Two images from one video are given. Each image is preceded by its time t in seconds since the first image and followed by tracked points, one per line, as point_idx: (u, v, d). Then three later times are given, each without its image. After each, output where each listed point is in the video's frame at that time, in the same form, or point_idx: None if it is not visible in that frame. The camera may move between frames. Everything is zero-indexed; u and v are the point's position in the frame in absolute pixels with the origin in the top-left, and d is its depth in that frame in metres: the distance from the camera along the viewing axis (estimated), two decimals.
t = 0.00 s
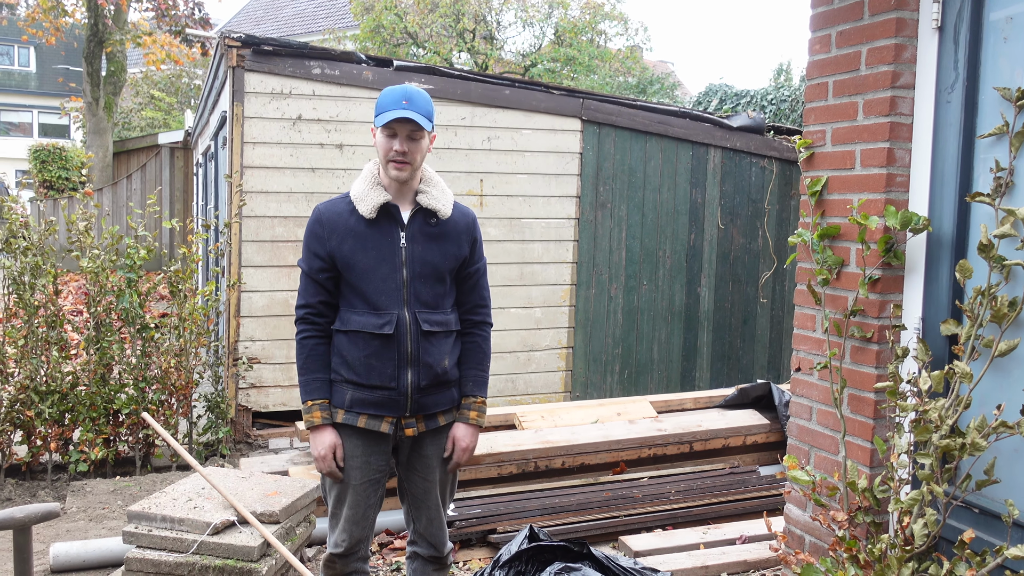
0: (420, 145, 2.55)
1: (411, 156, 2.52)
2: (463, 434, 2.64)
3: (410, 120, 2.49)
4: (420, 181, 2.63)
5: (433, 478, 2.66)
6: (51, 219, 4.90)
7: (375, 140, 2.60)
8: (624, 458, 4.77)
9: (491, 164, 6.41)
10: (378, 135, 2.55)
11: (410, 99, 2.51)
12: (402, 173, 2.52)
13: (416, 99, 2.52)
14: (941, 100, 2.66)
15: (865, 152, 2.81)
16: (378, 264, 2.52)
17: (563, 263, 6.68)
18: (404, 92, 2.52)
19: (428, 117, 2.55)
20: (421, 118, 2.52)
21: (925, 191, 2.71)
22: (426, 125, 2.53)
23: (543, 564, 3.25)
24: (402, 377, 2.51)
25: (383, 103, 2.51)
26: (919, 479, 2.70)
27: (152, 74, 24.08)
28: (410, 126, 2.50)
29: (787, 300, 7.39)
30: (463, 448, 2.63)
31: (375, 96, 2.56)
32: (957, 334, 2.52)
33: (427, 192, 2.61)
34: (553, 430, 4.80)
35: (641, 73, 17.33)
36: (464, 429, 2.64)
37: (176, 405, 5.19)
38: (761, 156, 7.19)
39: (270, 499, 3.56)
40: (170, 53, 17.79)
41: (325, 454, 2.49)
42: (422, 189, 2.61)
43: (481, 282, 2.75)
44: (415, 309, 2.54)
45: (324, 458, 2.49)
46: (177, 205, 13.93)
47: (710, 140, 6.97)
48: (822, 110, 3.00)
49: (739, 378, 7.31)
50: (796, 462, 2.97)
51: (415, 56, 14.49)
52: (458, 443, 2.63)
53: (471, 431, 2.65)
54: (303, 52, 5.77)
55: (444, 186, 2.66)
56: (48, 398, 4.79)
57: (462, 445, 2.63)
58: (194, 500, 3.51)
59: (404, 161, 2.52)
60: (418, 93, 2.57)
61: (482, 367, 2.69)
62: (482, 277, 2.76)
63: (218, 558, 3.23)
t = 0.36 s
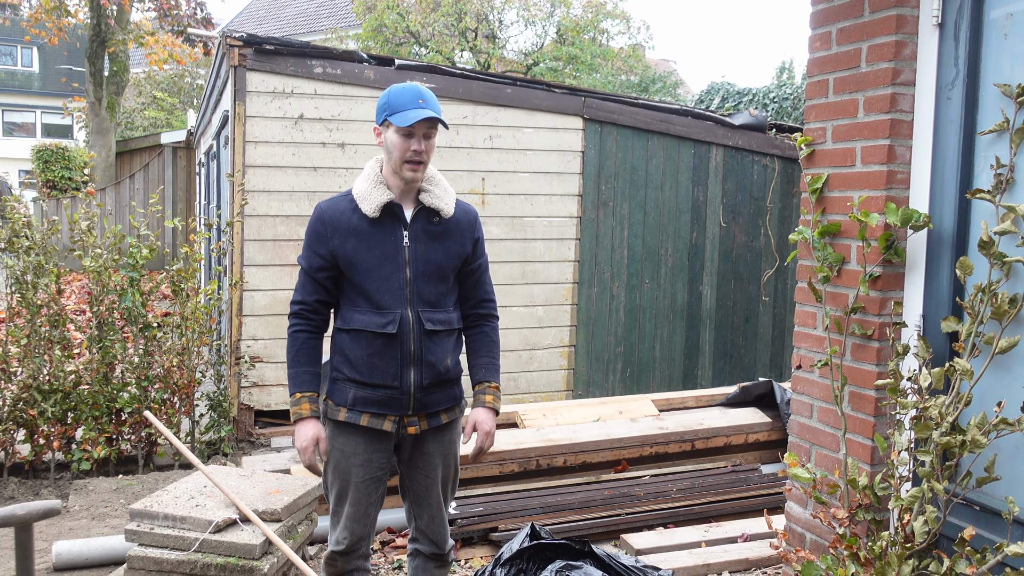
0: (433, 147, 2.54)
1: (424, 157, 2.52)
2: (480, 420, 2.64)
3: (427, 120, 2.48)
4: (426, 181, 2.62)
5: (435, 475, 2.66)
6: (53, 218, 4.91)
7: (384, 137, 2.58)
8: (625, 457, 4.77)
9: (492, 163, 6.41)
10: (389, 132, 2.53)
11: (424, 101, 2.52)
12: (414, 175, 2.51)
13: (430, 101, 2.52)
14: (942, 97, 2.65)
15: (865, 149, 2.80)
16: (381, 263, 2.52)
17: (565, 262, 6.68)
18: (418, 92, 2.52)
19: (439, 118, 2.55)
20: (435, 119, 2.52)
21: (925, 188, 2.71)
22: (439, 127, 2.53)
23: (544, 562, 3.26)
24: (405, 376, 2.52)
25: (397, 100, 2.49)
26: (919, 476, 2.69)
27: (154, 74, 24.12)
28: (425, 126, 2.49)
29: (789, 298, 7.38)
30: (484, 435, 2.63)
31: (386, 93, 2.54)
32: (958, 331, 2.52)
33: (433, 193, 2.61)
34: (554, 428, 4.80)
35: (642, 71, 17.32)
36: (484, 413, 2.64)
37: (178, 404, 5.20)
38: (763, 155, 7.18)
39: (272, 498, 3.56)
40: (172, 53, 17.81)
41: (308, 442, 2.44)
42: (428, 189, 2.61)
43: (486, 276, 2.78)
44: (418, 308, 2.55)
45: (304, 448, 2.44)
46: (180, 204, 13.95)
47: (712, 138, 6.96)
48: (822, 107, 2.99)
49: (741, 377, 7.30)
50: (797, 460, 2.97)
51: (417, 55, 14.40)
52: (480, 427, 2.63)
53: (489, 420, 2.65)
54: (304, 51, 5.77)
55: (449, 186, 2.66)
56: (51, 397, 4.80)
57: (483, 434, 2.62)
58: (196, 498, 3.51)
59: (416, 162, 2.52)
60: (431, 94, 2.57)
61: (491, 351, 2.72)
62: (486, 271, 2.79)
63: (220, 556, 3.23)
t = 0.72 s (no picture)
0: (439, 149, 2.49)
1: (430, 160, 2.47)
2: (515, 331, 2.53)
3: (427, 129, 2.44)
4: (437, 169, 2.56)
5: (446, 459, 2.66)
6: (49, 207, 4.89)
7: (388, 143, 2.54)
8: (625, 439, 4.78)
9: (489, 147, 6.39)
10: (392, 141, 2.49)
11: (425, 110, 2.46)
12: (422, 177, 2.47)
13: (431, 110, 2.47)
14: (940, 75, 2.63)
15: (864, 129, 2.78)
16: (396, 253, 2.52)
17: (563, 246, 6.67)
18: (418, 101, 2.47)
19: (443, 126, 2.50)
20: (438, 127, 2.47)
21: (924, 167, 2.69)
22: (444, 133, 2.48)
23: (545, 545, 3.31)
24: (419, 365, 2.51)
25: (397, 111, 2.45)
26: (919, 455, 2.70)
27: (148, 61, 23.97)
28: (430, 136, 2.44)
29: (788, 280, 7.38)
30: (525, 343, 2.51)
31: (386, 102, 2.50)
32: (957, 311, 2.52)
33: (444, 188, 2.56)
34: (554, 412, 4.81)
35: (639, 54, 17.22)
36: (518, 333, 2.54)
37: (177, 391, 5.19)
38: (761, 136, 7.15)
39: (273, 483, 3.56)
40: (166, 40, 17.69)
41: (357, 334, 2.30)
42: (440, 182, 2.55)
43: (510, 252, 2.79)
44: (431, 298, 2.53)
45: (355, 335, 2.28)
46: (176, 191, 13.91)
47: (710, 120, 6.93)
48: (820, 87, 2.97)
49: (741, 359, 7.31)
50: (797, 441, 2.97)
51: (412, 40, 14.14)
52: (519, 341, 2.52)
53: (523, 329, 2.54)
54: (298, 36, 5.73)
55: (463, 177, 2.61)
56: (50, 386, 4.79)
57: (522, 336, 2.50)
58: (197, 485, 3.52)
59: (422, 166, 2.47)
60: (433, 99, 2.51)
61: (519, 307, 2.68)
62: (511, 246, 2.80)
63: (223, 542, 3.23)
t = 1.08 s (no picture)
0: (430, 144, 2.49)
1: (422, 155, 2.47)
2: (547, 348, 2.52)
3: (414, 125, 2.44)
4: (434, 165, 2.55)
5: (450, 455, 2.66)
6: (50, 203, 4.89)
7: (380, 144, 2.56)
8: (625, 437, 4.78)
9: (490, 144, 6.39)
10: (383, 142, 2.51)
11: (411, 106, 2.47)
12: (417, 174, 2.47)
13: (416, 106, 2.48)
14: (941, 73, 2.63)
15: (864, 126, 2.78)
16: (397, 251, 2.53)
17: (564, 243, 6.67)
18: (404, 98, 2.48)
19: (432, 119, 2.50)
20: (424, 121, 2.47)
21: (925, 164, 2.69)
22: (432, 128, 2.48)
23: (545, 542, 3.33)
24: (423, 362, 2.51)
25: (383, 111, 2.47)
26: (919, 452, 2.70)
27: (150, 58, 23.96)
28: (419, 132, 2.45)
29: (789, 277, 7.37)
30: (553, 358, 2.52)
31: (373, 103, 2.52)
32: (958, 308, 2.52)
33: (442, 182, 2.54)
34: (555, 409, 4.81)
35: (640, 51, 17.22)
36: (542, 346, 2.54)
37: (178, 388, 5.20)
38: (762, 134, 7.14)
39: (274, 480, 3.57)
40: (167, 36, 17.69)
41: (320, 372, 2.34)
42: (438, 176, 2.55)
43: (515, 245, 2.76)
44: (434, 295, 2.54)
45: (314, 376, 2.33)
46: (177, 188, 13.92)
47: (711, 117, 6.93)
48: (821, 85, 2.97)
49: (741, 356, 7.31)
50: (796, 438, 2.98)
51: (413, 37, 14.13)
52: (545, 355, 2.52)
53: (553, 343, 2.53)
54: (299, 32, 5.72)
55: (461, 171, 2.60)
56: (51, 382, 4.80)
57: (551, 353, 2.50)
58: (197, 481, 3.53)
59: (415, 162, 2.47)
60: (420, 96, 2.52)
61: (540, 314, 2.65)
62: (515, 240, 2.78)
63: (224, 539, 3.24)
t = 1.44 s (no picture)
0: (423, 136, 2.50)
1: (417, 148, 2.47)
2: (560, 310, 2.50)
3: (405, 117, 2.45)
4: (436, 164, 2.55)
5: (456, 453, 2.66)
6: (51, 201, 4.90)
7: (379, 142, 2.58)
8: (625, 434, 4.78)
9: (491, 142, 6.38)
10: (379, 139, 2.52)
11: (402, 99, 2.48)
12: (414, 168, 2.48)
13: (407, 98, 2.48)
14: (941, 71, 2.63)
15: (864, 125, 2.78)
16: (402, 250, 2.53)
17: (564, 241, 6.67)
18: (394, 92, 2.49)
19: (424, 110, 2.50)
20: (416, 113, 2.47)
21: (925, 163, 2.69)
22: (424, 119, 2.49)
23: (545, 539, 3.33)
24: (430, 360, 2.51)
25: (375, 108, 2.48)
26: (919, 450, 2.70)
27: (151, 55, 23.96)
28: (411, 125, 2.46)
29: (789, 276, 7.37)
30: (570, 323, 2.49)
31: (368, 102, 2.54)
32: (957, 307, 2.52)
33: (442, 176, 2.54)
34: (555, 407, 4.82)
35: (641, 50, 17.21)
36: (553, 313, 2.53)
37: (179, 385, 5.20)
38: (763, 132, 7.14)
39: (274, 477, 3.57)
40: (168, 34, 17.69)
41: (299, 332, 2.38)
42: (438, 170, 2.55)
43: (521, 240, 2.75)
44: (440, 293, 2.53)
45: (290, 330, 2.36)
46: (178, 185, 13.92)
47: (711, 116, 6.92)
48: (821, 83, 2.96)
49: (741, 354, 7.31)
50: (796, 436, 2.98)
51: (415, 34, 14.11)
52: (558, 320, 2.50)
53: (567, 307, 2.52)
54: (300, 30, 5.72)
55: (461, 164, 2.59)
56: (52, 379, 4.80)
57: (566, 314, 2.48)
58: (197, 479, 3.54)
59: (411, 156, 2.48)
60: (411, 89, 2.52)
61: (547, 291, 2.65)
62: (521, 234, 2.76)
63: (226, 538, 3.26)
